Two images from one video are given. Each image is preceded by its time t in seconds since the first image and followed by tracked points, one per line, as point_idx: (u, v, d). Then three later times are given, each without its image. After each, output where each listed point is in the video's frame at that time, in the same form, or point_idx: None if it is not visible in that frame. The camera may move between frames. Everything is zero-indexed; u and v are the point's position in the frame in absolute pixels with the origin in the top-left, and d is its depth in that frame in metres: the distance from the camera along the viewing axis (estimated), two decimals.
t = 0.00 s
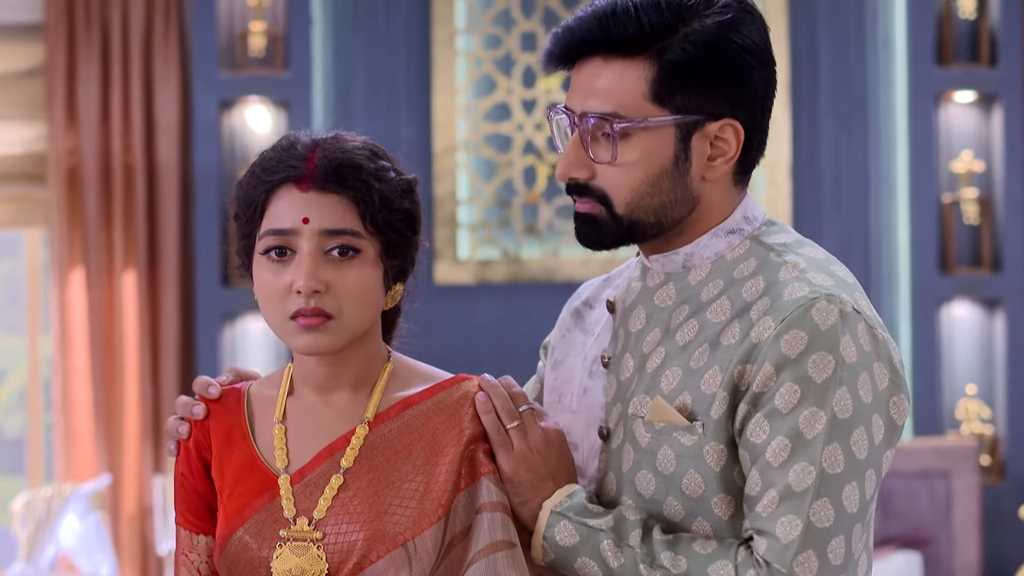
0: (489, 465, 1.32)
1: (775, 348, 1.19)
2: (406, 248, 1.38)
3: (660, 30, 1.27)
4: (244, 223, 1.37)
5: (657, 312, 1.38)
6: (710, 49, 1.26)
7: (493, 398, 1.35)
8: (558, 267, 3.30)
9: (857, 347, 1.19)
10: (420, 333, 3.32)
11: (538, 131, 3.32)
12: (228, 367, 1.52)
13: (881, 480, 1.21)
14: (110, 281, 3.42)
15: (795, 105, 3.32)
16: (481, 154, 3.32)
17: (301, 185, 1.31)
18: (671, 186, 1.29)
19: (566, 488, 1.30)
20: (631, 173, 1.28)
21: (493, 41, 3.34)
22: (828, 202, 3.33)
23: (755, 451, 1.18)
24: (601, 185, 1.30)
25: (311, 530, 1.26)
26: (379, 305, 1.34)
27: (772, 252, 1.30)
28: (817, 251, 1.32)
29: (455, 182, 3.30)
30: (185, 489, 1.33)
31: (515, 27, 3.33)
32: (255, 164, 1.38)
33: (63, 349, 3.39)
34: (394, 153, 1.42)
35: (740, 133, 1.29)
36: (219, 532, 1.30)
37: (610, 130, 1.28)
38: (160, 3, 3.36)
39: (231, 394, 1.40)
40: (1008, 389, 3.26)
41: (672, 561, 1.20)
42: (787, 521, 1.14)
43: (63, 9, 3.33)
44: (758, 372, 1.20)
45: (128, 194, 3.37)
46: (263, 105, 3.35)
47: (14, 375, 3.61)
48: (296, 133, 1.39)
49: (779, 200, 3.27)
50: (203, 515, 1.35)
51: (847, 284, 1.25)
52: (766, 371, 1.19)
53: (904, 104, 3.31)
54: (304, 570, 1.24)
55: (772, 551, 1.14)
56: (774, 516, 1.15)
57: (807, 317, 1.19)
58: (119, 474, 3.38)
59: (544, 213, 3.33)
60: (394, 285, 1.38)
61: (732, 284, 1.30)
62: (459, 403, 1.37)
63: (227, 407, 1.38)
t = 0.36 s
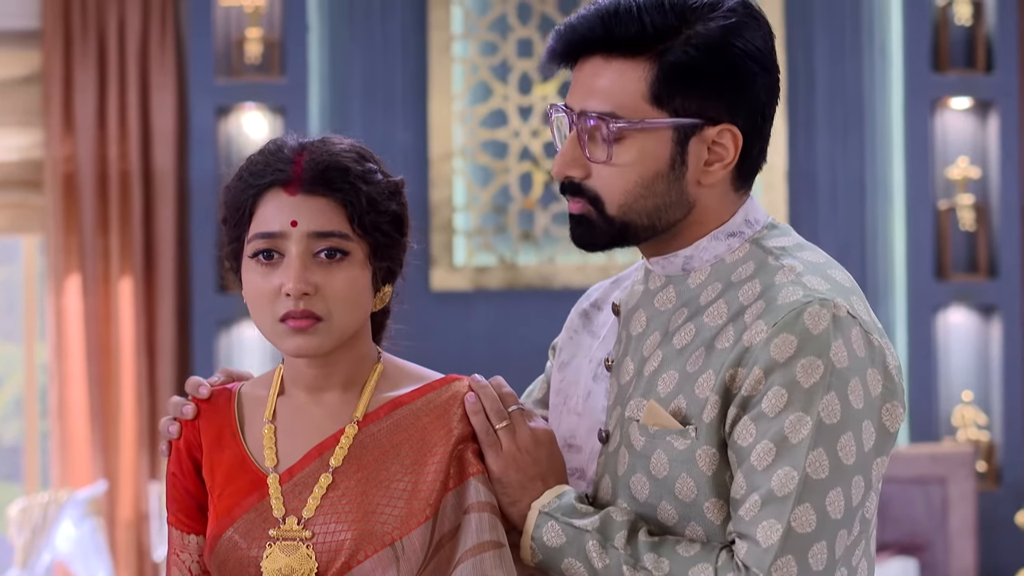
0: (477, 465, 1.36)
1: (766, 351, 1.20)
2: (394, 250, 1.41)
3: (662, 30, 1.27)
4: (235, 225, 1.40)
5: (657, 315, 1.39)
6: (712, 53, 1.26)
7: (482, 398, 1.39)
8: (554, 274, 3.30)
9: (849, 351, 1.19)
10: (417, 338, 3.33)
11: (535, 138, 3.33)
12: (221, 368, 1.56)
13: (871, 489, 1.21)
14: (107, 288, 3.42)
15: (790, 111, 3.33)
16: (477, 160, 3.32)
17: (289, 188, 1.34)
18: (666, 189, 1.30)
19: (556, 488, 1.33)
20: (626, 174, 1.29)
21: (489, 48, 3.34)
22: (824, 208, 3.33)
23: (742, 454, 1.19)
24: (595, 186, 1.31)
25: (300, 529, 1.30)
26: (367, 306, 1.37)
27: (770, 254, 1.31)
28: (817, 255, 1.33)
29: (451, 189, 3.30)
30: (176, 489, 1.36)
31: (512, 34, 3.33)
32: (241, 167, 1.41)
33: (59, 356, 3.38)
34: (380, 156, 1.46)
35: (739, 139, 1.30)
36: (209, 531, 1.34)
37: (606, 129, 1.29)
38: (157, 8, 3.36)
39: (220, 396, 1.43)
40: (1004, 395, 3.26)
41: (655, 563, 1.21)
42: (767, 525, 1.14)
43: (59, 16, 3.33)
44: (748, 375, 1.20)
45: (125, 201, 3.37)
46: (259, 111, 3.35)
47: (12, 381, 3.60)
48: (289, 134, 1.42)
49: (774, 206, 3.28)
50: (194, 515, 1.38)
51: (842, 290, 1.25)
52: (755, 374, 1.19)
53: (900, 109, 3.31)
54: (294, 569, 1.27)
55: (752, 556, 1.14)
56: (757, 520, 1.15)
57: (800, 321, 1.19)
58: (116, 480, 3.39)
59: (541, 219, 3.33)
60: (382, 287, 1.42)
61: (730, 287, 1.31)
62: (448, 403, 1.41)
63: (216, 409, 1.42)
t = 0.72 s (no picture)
0: (470, 462, 1.39)
1: (752, 354, 1.23)
2: (385, 249, 1.44)
3: (639, 37, 1.31)
4: (225, 226, 1.42)
5: (643, 318, 1.43)
6: (688, 59, 1.30)
7: (474, 395, 1.42)
8: (549, 280, 3.31)
9: (836, 352, 1.23)
10: (413, 343, 3.33)
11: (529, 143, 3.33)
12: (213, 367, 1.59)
13: (858, 488, 1.24)
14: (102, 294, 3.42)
15: (785, 118, 3.33)
16: (472, 166, 3.32)
17: (281, 188, 1.37)
18: (647, 196, 1.34)
19: (547, 487, 1.36)
20: (606, 182, 1.33)
21: (485, 54, 3.34)
22: (819, 214, 3.33)
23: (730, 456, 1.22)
24: (577, 194, 1.35)
25: (291, 526, 1.33)
26: (359, 306, 1.40)
27: (755, 256, 1.35)
28: (801, 255, 1.36)
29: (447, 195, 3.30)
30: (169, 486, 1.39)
31: (506, 39, 3.34)
32: (230, 170, 1.44)
33: (54, 362, 3.37)
34: (373, 157, 1.49)
35: (718, 143, 1.34)
36: (201, 528, 1.36)
37: (584, 139, 1.33)
38: (151, 14, 3.36)
39: (213, 394, 1.46)
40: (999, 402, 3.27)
41: (646, 563, 1.25)
42: (756, 528, 1.18)
43: (53, 22, 3.33)
44: (735, 377, 1.24)
45: (120, 207, 3.37)
46: (255, 118, 3.36)
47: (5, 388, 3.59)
48: (277, 136, 1.46)
49: (769, 213, 3.27)
50: (187, 512, 1.41)
51: (828, 291, 1.29)
52: (742, 377, 1.23)
53: (895, 115, 3.31)
54: (285, 565, 1.30)
55: (741, 558, 1.18)
56: (745, 522, 1.19)
57: (785, 323, 1.23)
58: (111, 486, 3.38)
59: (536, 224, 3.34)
60: (374, 287, 1.44)
61: (715, 290, 1.35)
62: (439, 400, 1.44)
63: (209, 407, 1.44)
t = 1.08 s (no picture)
0: (477, 459, 1.40)
1: (753, 356, 1.22)
2: (390, 247, 1.44)
3: (638, 44, 1.31)
4: (230, 229, 1.43)
5: (644, 317, 1.43)
6: (686, 69, 1.30)
7: (481, 393, 1.43)
8: (555, 287, 3.31)
9: (837, 354, 1.22)
10: (419, 348, 3.33)
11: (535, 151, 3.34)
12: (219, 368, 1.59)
13: (863, 488, 1.24)
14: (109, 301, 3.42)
15: (792, 127, 3.33)
16: (478, 173, 3.32)
17: (287, 187, 1.37)
18: (634, 198, 1.35)
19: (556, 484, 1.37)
20: (596, 181, 1.34)
21: (491, 62, 3.34)
22: (825, 222, 3.34)
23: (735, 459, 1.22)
24: (566, 189, 1.37)
25: (300, 523, 1.33)
26: (365, 304, 1.40)
27: (755, 257, 1.34)
28: (800, 257, 1.35)
29: (452, 203, 3.31)
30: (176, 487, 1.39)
31: (513, 48, 3.35)
32: (235, 171, 1.45)
33: (61, 370, 3.38)
34: (376, 156, 1.50)
35: (710, 154, 1.33)
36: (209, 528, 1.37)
37: (576, 135, 1.35)
38: (159, 23, 3.36)
39: (221, 394, 1.46)
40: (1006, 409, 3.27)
41: (655, 563, 1.25)
42: (763, 530, 1.17)
43: (61, 31, 3.34)
44: (737, 380, 1.23)
45: (127, 214, 3.38)
46: (261, 125, 3.35)
47: (13, 397, 3.60)
48: (282, 138, 1.46)
49: (776, 221, 3.28)
50: (193, 513, 1.41)
51: (829, 292, 1.28)
52: (744, 380, 1.22)
53: (901, 122, 3.31)
54: (293, 563, 1.30)
55: (750, 561, 1.17)
56: (752, 525, 1.18)
57: (786, 325, 1.22)
58: (118, 493, 3.38)
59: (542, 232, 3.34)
60: (379, 286, 1.45)
61: (715, 290, 1.34)
62: (447, 398, 1.44)
63: (217, 408, 1.44)
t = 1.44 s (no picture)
0: (484, 462, 1.44)
1: (759, 369, 1.25)
2: (399, 247, 1.48)
3: (642, 50, 1.33)
4: (240, 230, 1.47)
5: (649, 322, 1.46)
6: (691, 72, 1.31)
7: (489, 396, 1.47)
8: (562, 297, 3.31)
9: (843, 368, 1.25)
10: (425, 357, 3.34)
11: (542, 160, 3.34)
12: (225, 372, 1.65)
13: (867, 499, 1.27)
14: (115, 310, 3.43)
15: (798, 138, 3.33)
16: (484, 183, 3.33)
17: (295, 186, 1.41)
18: (648, 207, 1.37)
19: (562, 489, 1.41)
20: (607, 192, 1.36)
21: (497, 71, 3.34)
22: (831, 230, 3.34)
23: (740, 472, 1.25)
24: (580, 202, 1.39)
25: (308, 527, 1.37)
26: (374, 305, 1.44)
27: (762, 265, 1.37)
28: (807, 265, 1.37)
29: (459, 212, 3.31)
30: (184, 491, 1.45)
31: (519, 57, 3.34)
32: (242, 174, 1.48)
33: (68, 379, 3.38)
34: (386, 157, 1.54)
35: (720, 156, 1.35)
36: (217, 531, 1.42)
37: (585, 151, 1.36)
38: (165, 32, 3.36)
39: (224, 397, 1.52)
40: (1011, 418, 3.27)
41: (660, 571, 1.28)
42: (769, 544, 1.20)
43: (68, 41, 3.34)
44: (743, 393, 1.26)
45: (133, 224, 3.38)
46: (267, 134, 3.35)
47: (20, 407, 3.60)
48: (287, 138, 1.49)
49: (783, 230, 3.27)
50: (201, 515, 1.47)
51: (834, 304, 1.31)
52: (750, 393, 1.25)
53: (907, 131, 3.31)
54: (302, 566, 1.35)
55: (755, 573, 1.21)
56: (757, 538, 1.21)
57: (792, 338, 1.25)
58: (124, 502, 3.38)
59: (549, 241, 3.34)
60: (387, 286, 1.49)
61: (721, 298, 1.37)
62: (455, 400, 1.48)
63: (221, 411, 1.50)
